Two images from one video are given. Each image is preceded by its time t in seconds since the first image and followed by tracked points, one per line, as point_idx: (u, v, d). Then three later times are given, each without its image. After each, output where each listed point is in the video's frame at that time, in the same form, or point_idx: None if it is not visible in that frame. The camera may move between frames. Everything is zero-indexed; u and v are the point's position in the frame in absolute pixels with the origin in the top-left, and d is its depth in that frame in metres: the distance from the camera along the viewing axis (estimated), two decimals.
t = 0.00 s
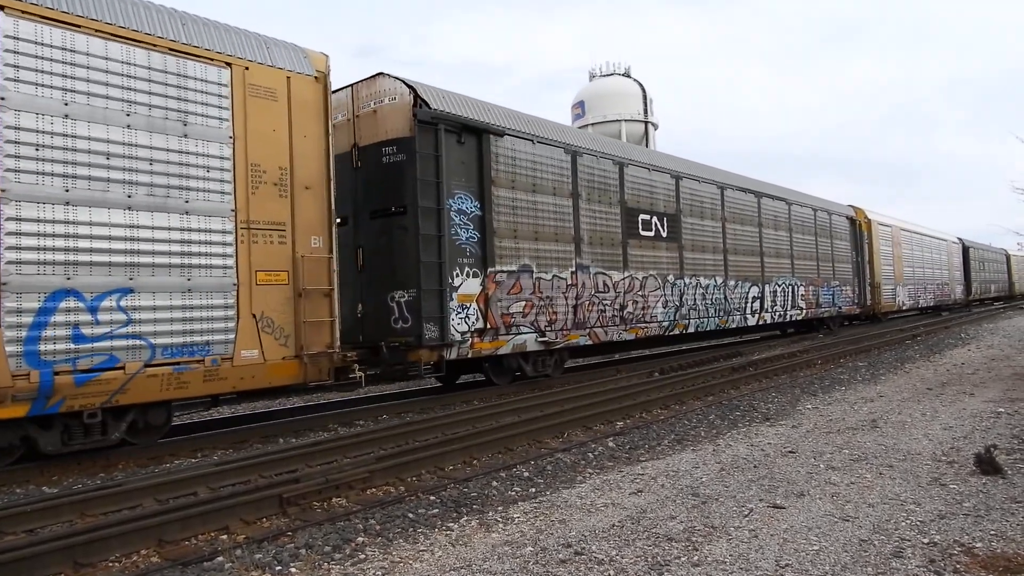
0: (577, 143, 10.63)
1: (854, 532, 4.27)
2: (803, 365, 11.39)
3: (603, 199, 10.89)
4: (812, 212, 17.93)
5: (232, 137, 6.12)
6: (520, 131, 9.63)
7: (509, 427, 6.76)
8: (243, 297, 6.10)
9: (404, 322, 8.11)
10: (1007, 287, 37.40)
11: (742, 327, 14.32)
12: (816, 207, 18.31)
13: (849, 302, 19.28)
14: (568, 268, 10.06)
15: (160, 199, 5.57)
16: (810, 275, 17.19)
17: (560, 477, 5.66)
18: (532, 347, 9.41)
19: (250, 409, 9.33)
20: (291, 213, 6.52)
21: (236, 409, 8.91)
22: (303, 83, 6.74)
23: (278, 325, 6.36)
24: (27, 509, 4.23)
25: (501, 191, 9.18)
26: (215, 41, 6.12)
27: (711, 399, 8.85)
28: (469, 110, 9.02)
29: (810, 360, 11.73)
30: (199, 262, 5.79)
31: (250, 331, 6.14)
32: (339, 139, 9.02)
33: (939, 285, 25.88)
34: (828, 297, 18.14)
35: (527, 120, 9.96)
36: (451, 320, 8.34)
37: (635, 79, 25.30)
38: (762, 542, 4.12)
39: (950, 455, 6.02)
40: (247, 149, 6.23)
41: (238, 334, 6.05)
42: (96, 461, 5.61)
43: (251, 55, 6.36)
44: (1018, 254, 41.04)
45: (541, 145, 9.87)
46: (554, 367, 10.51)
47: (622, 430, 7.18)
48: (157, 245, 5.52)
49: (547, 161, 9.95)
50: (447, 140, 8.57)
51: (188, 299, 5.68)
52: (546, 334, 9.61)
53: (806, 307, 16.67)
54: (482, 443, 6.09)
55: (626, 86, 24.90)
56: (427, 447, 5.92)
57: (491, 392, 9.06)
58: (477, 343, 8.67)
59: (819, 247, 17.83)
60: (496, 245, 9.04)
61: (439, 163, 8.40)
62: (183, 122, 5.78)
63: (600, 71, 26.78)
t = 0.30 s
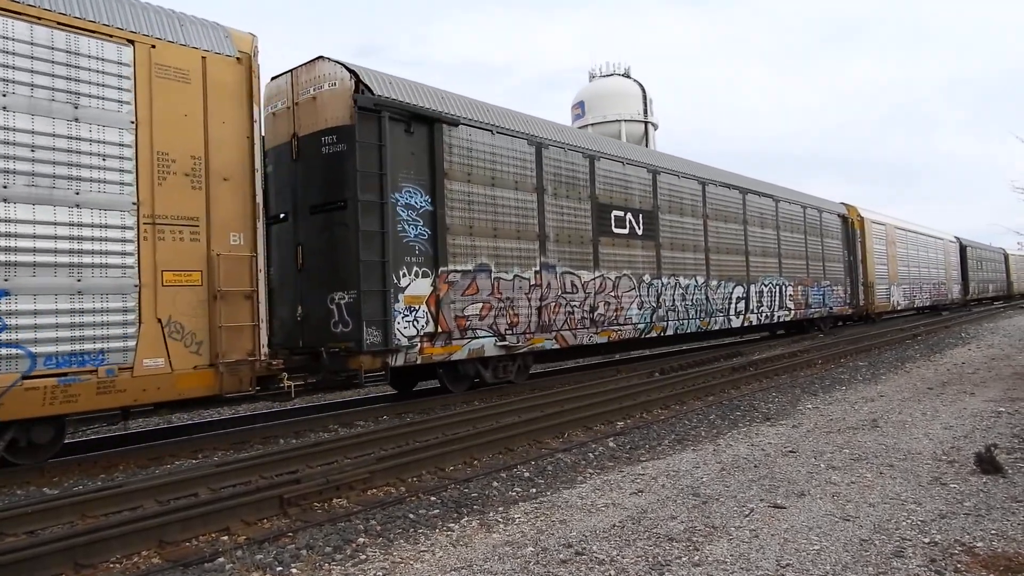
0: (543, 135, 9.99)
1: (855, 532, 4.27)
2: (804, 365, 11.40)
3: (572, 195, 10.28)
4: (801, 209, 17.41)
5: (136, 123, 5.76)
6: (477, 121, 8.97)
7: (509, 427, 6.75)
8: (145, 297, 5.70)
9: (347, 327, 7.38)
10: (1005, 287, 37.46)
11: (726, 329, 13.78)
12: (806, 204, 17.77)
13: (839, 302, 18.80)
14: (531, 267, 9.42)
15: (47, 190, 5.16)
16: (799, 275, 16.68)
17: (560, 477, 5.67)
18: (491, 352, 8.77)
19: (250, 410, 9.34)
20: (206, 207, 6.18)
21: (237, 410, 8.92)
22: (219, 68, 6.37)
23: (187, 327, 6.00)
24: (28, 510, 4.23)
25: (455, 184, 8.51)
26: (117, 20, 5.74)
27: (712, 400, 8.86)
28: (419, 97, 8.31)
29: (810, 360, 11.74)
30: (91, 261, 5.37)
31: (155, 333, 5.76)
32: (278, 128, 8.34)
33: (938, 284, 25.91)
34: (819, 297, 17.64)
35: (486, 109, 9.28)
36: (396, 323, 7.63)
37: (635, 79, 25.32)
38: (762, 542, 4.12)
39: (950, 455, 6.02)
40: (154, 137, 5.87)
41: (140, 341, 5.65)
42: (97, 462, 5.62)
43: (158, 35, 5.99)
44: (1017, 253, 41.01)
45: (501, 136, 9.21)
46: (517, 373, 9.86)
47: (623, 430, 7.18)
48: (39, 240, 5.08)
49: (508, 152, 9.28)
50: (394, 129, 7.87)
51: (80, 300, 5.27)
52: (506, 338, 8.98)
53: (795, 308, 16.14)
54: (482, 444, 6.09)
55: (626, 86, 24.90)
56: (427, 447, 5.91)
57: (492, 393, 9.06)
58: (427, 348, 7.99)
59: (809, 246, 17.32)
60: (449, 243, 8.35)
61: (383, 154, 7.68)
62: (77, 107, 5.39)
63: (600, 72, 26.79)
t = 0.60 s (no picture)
0: (504, 126, 9.41)
1: (855, 533, 4.27)
2: (804, 366, 11.39)
3: (536, 190, 9.73)
4: (789, 207, 16.89)
5: (14, 102, 4.84)
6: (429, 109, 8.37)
7: (509, 428, 6.75)
8: (23, 301, 4.81)
9: (274, 331, 6.87)
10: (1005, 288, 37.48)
11: (708, 331, 13.27)
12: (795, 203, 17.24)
13: (831, 304, 18.33)
14: (491, 266, 8.88)
15: None
16: (787, 276, 16.16)
17: (560, 478, 5.67)
18: (442, 358, 8.21)
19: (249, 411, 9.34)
20: (102, 198, 5.26)
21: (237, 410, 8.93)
22: (120, 40, 5.45)
23: (77, 333, 5.10)
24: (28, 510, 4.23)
25: (401, 176, 7.91)
26: None
27: (712, 400, 8.85)
28: (361, 83, 7.74)
29: (811, 361, 11.73)
30: None
31: (35, 342, 4.87)
32: (209, 115, 7.80)
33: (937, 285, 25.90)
34: (808, 298, 17.14)
35: (441, 97, 8.69)
36: (330, 327, 7.10)
37: (635, 80, 25.32)
38: (762, 543, 4.12)
39: (950, 456, 6.02)
40: (36, 117, 4.94)
41: (16, 349, 4.77)
42: (97, 462, 5.63)
43: None
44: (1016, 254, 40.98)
45: (455, 125, 8.59)
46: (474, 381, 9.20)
47: (623, 431, 7.18)
48: None
49: (463, 143, 8.68)
50: (331, 115, 7.30)
51: None
52: (458, 343, 8.38)
53: (783, 309, 15.62)
54: (482, 444, 6.08)
55: (626, 87, 24.90)
56: (427, 448, 5.91)
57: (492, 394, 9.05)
58: (367, 354, 7.42)
59: (797, 246, 16.81)
60: (394, 239, 7.76)
61: (318, 145, 7.13)
62: None
63: (600, 72, 26.79)
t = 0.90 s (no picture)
0: (462, 116, 8.91)
1: (855, 534, 4.27)
2: (805, 367, 11.38)
3: (496, 184, 9.27)
4: (777, 205, 16.41)
5: None
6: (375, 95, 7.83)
7: (508, 429, 6.75)
8: None
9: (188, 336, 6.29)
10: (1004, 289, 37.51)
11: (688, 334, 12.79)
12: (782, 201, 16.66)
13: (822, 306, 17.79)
14: (445, 263, 8.37)
15: None
16: (775, 276, 15.68)
17: (560, 479, 5.66)
18: (387, 364, 7.66)
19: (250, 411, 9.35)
20: None
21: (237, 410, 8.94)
22: None
23: None
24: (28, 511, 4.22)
25: (338, 168, 7.35)
26: None
27: (713, 401, 8.84)
28: (293, 67, 7.19)
29: (811, 363, 11.73)
30: None
31: None
32: (126, 100, 7.22)
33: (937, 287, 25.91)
34: (796, 299, 16.62)
35: (390, 85, 8.17)
36: (252, 331, 6.53)
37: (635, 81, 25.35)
38: (762, 544, 4.12)
39: (951, 458, 6.01)
40: None
41: None
42: (96, 463, 5.63)
43: None
44: (1015, 254, 41.01)
45: (401, 113, 8.04)
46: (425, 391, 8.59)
47: (623, 432, 7.18)
48: None
49: (413, 134, 8.15)
50: (256, 100, 6.75)
51: None
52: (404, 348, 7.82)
53: (768, 311, 15.13)
54: (482, 445, 6.09)
55: (627, 87, 24.92)
56: (427, 449, 5.92)
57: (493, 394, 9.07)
58: (298, 360, 6.86)
59: (786, 246, 16.31)
60: (330, 237, 7.20)
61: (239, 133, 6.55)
62: None
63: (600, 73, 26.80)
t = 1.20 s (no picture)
0: (411, 104, 8.18)
1: (855, 535, 4.27)
2: (805, 368, 11.38)
3: (450, 177, 8.52)
4: (764, 204, 15.70)
5: None
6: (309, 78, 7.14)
7: (509, 429, 6.75)
8: None
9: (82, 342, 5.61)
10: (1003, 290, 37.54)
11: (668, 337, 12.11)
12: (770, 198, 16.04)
13: (811, 307, 17.12)
14: (390, 261, 7.65)
15: None
16: (763, 277, 15.03)
17: (560, 480, 5.66)
18: (321, 372, 6.97)
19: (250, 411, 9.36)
20: None
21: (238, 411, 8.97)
22: None
23: None
24: (28, 512, 4.23)
25: (263, 157, 6.65)
26: None
27: (713, 402, 8.84)
28: (211, 46, 6.53)
29: (811, 363, 11.72)
30: None
31: None
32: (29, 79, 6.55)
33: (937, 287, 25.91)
34: (785, 301, 15.92)
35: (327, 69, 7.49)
36: (157, 338, 5.85)
37: (636, 82, 25.39)
38: (762, 545, 4.12)
39: (951, 458, 6.01)
40: None
41: None
42: (97, 464, 5.63)
43: None
44: (1014, 255, 41.04)
45: (339, 99, 7.34)
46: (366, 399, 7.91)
47: (623, 432, 7.18)
48: None
49: (352, 121, 7.44)
50: (164, 80, 6.07)
51: None
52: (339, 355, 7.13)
53: (756, 313, 14.45)
54: (482, 446, 6.09)
55: (627, 88, 24.94)
56: (427, 450, 5.92)
57: (493, 395, 9.07)
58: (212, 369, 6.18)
59: (773, 245, 15.63)
60: (252, 232, 6.50)
61: (143, 118, 5.86)
62: None
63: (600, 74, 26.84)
